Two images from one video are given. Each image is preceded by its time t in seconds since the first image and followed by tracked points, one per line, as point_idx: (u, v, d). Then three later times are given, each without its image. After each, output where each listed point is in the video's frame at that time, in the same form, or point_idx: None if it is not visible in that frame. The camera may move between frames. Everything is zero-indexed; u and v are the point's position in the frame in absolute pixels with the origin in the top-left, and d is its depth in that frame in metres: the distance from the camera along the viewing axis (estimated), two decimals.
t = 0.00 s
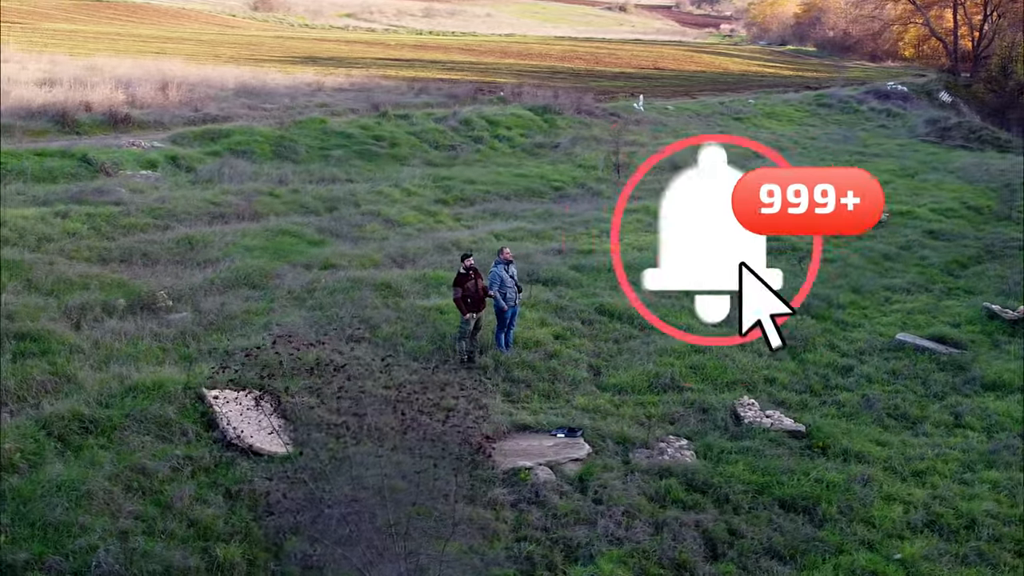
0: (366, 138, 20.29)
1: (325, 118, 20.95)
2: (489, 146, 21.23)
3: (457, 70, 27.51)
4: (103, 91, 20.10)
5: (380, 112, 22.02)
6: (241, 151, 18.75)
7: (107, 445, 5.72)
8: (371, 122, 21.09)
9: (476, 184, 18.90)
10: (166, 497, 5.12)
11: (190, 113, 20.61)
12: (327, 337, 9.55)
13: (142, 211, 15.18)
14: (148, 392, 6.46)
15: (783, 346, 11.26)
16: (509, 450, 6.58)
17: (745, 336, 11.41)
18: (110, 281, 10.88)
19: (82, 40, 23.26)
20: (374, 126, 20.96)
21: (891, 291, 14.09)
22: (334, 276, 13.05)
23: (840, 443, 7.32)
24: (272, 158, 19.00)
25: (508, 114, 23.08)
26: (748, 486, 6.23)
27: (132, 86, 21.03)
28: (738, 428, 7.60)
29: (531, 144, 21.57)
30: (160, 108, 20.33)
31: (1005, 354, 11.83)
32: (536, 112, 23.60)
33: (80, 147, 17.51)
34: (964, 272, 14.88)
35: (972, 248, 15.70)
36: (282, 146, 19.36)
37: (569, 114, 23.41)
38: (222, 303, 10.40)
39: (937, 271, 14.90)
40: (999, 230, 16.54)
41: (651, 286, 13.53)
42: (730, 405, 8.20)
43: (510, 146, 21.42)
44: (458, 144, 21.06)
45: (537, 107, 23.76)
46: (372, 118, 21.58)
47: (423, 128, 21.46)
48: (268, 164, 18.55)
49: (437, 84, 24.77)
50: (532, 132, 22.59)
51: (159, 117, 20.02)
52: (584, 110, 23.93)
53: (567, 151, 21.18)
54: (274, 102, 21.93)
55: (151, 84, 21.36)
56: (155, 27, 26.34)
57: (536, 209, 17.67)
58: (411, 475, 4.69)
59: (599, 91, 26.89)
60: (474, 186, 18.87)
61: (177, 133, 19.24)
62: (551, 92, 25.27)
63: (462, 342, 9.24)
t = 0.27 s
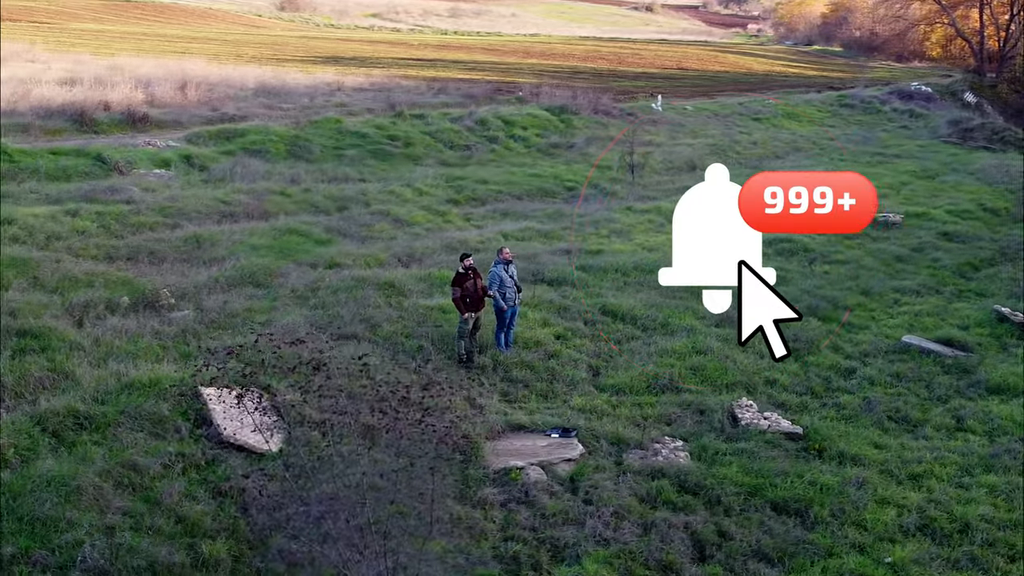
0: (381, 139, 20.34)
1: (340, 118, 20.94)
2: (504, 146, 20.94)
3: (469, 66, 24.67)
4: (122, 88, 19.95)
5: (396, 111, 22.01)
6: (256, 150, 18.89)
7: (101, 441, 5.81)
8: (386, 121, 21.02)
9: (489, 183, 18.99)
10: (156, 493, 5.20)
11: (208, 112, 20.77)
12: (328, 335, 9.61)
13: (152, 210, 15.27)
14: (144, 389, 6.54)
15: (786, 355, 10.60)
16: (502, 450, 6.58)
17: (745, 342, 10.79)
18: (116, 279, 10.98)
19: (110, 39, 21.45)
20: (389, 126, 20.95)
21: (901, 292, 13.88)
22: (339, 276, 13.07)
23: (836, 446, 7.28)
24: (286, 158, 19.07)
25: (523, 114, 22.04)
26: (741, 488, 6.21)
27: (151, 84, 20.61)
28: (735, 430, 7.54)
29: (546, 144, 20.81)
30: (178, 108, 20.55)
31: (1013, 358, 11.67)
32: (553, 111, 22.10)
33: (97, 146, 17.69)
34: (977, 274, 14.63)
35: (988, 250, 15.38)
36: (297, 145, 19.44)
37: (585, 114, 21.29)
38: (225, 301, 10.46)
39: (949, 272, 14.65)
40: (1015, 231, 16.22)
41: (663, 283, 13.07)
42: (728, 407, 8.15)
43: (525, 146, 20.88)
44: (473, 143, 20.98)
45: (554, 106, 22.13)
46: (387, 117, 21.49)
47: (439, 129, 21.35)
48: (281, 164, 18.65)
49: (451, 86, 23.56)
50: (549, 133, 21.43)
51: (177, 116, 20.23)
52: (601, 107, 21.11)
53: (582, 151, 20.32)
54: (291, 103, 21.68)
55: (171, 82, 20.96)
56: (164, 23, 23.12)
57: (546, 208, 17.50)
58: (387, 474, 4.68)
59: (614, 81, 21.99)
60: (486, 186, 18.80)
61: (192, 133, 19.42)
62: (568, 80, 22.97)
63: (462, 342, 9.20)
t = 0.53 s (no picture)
0: (397, 139, 20.40)
1: (355, 117, 21.09)
2: (520, 146, 21.12)
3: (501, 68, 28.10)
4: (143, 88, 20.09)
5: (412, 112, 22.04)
6: (271, 150, 19.02)
7: (94, 437, 5.87)
8: (402, 122, 21.12)
9: (501, 183, 18.94)
10: (145, 489, 5.25)
11: (226, 111, 20.99)
12: (328, 335, 9.65)
13: (163, 209, 15.38)
14: (140, 385, 6.59)
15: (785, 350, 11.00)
16: (495, 450, 6.60)
17: (744, 339, 11.31)
18: (121, 277, 11.08)
19: (139, 40, 22.34)
20: (405, 126, 21.04)
21: (911, 294, 13.68)
22: (345, 275, 13.11)
23: (833, 448, 7.22)
24: (301, 156, 19.10)
25: (540, 114, 22.70)
26: (733, 490, 6.19)
27: (171, 83, 20.98)
28: (731, 431, 7.50)
29: (562, 143, 21.39)
30: (197, 108, 20.77)
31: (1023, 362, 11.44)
32: (570, 112, 23.18)
33: (112, 145, 17.85)
34: (991, 275, 14.36)
35: (1003, 252, 15.10)
36: (312, 144, 19.51)
37: (603, 114, 23.01)
38: (228, 300, 10.52)
39: (962, 274, 14.41)
40: None
41: (658, 283, 13.39)
42: (725, 409, 8.12)
43: (542, 146, 21.30)
44: (489, 143, 21.04)
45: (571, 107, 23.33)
46: (403, 118, 21.62)
47: (454, 129, 21.43)
48: (296, 163, 18.71)
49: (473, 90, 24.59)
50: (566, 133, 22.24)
51: (195, 115, 20.41)
52: (619, 110, 23.45)
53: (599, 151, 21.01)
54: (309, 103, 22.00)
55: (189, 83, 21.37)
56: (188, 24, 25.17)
57: (557, 209, 17.47)
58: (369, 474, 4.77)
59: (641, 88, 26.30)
60: (500, 186, 18.73)
61: (209, 132, 19.53)
62: (589, 90, 25.00)
63: (460, 341, 9.20)
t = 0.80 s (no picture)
0: (413, 138, 20.45)
1: (372, 117, 21.13)
2: (537, 146, 21.12)
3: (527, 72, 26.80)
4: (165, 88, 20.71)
5: (430, 112, 22.07)
6: (288, 149, 19.16)
7: (89, 432, 5.95)
8: (419, 121, 21.10)
9: (515, 182, 18.87)
10: (134, 484, 5.32)
11: (246, 111, 21.23)
12: (329, 333, 9.69)
13: (174, 207, 15.49)
14: (136, 382, 6.67)
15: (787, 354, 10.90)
16: (489, 449, 6.61)
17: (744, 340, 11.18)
18: (128, 275, 11.20)
19: (167, 40, 23.75)
20: (422, 126, 21.04)
21: (922, 297, 13.47)
22: (351, 273, 13.14)
23: (829, 451, 7.16)
24: (316, 156, 19.20)
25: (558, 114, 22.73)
26: (724, 492, 6.16)
27: (193, 83, 21.82)
28: (727, 433, 7.46)
29: (579, 143, 21.39)
30: (218, 107, 21.05)
31: None
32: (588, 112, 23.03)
33: (128, 144, 18.04)
34: (1006, 278, 14.09)
35: (1019, 254, 14.82)
36: (329, 143, 19.64)
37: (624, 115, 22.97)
38: (231, 298, 10.59)
39: (976, 277, 14.16)
40: None
41: (664, 282, 13.21)
42: (723, 410, 8.08)
43: (559, 146, 21.32)
44: (506, 144, 21.04)
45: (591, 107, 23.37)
46: (421, 117, 21.64)
47: (471, 128, 21.44)
48: (311, 162, 18.80)
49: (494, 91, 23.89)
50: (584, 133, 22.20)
51: (216, 114, 20.69)
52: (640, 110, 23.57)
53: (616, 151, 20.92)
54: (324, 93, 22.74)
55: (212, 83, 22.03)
56: (220, 23, 26.91)
57: (569, 209, 17.41)
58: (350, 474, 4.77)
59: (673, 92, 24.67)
60: (513, 186, 18.66)
61: (227, 130, 19.76)
62: (610, 90, 24.72)
63: (459, 341, 9.22)
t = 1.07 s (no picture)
0: (431, 138, 20.44)
1: (392, 116, 21.15)
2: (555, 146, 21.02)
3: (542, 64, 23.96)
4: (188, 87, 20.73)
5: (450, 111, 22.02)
6: (305, 148, 19.23)
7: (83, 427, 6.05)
8: (437, 121, 21.06)
9: (530, 182, 18.81)
10: (123, 480, 5.41)
11: (267, 111, 21.43)
12: (330, 331, 9.74)
13: (186, 206, 15.59)
14: (132, 378, 6.77)
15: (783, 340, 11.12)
16: (481, 448, 6.62)
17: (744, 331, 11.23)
18: (135, 272, 11.31)
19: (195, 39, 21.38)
20: (440, 126, 21.03)
21: (933, 300, 13.30)
22: (358, 272, 13.16)
23: (825, 454, 7.10)
24: (333, 155, 19.27)
25: (578, 114, 22.25)
26: (715, 494, 6.14)
27: (216, 83, 21.48)
28: (723, 435, 7.42)
29: (598, 144, 20.97)
30: (238, 106, 21.25)
31: None
32: (608, 112, 22.45)
33: (144, 143, 18.23)
34: (1020, 282, 13.87)
35: None
36: (346, 143, 19.70)
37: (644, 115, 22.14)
38: (235, 295, 10.67)
39: (990, 280, 13.94)
40: None
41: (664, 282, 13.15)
42: (721, 412, 8.03)
43: (577, 147, 20.97)
44: (524, 143, 20.96)
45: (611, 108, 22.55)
46: (440, 117, 21.62)
47: (490, 128, 21.38)
48: (326, 161, 18.86)
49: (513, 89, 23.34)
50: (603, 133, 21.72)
51: (236, 113, 20.97)
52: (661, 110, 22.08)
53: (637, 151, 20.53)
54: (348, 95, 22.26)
55: (235, 81, 21.74)
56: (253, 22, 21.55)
57: (582, 210, 17.33)
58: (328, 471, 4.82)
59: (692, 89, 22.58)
60: (528, 186, 18.63)
61: (245, 130, 19.94)
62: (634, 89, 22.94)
63: (458, 340, 9.22)
